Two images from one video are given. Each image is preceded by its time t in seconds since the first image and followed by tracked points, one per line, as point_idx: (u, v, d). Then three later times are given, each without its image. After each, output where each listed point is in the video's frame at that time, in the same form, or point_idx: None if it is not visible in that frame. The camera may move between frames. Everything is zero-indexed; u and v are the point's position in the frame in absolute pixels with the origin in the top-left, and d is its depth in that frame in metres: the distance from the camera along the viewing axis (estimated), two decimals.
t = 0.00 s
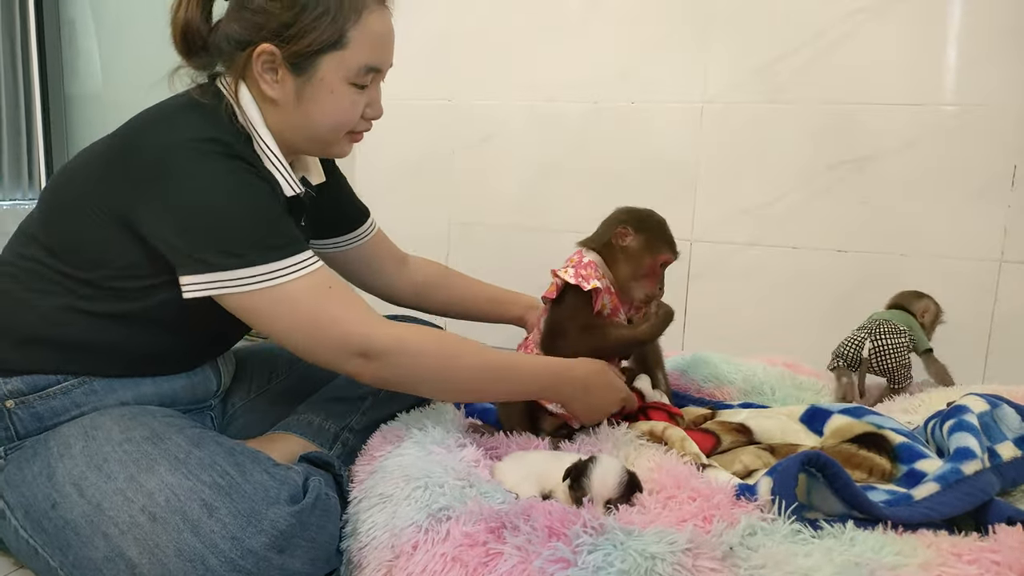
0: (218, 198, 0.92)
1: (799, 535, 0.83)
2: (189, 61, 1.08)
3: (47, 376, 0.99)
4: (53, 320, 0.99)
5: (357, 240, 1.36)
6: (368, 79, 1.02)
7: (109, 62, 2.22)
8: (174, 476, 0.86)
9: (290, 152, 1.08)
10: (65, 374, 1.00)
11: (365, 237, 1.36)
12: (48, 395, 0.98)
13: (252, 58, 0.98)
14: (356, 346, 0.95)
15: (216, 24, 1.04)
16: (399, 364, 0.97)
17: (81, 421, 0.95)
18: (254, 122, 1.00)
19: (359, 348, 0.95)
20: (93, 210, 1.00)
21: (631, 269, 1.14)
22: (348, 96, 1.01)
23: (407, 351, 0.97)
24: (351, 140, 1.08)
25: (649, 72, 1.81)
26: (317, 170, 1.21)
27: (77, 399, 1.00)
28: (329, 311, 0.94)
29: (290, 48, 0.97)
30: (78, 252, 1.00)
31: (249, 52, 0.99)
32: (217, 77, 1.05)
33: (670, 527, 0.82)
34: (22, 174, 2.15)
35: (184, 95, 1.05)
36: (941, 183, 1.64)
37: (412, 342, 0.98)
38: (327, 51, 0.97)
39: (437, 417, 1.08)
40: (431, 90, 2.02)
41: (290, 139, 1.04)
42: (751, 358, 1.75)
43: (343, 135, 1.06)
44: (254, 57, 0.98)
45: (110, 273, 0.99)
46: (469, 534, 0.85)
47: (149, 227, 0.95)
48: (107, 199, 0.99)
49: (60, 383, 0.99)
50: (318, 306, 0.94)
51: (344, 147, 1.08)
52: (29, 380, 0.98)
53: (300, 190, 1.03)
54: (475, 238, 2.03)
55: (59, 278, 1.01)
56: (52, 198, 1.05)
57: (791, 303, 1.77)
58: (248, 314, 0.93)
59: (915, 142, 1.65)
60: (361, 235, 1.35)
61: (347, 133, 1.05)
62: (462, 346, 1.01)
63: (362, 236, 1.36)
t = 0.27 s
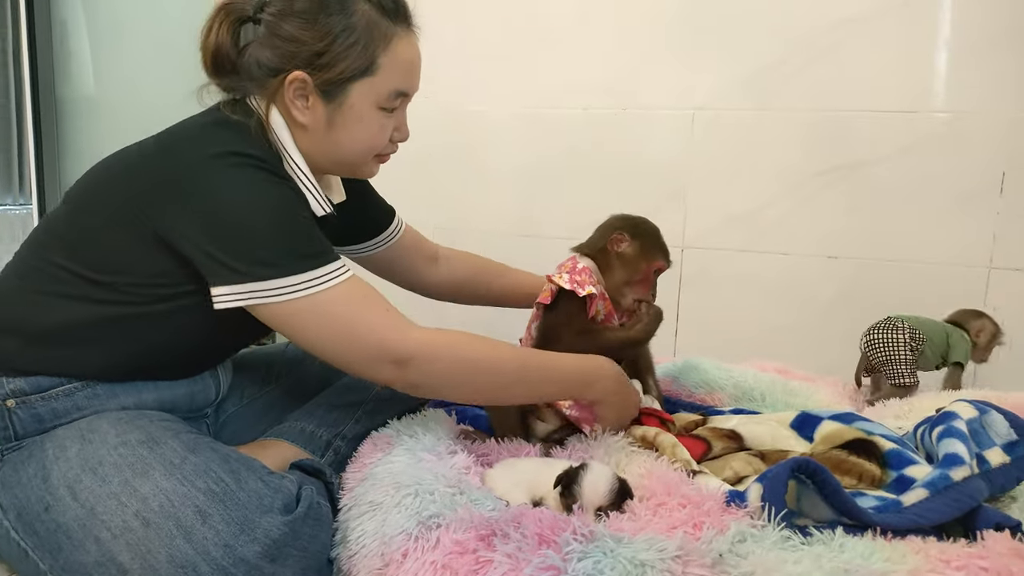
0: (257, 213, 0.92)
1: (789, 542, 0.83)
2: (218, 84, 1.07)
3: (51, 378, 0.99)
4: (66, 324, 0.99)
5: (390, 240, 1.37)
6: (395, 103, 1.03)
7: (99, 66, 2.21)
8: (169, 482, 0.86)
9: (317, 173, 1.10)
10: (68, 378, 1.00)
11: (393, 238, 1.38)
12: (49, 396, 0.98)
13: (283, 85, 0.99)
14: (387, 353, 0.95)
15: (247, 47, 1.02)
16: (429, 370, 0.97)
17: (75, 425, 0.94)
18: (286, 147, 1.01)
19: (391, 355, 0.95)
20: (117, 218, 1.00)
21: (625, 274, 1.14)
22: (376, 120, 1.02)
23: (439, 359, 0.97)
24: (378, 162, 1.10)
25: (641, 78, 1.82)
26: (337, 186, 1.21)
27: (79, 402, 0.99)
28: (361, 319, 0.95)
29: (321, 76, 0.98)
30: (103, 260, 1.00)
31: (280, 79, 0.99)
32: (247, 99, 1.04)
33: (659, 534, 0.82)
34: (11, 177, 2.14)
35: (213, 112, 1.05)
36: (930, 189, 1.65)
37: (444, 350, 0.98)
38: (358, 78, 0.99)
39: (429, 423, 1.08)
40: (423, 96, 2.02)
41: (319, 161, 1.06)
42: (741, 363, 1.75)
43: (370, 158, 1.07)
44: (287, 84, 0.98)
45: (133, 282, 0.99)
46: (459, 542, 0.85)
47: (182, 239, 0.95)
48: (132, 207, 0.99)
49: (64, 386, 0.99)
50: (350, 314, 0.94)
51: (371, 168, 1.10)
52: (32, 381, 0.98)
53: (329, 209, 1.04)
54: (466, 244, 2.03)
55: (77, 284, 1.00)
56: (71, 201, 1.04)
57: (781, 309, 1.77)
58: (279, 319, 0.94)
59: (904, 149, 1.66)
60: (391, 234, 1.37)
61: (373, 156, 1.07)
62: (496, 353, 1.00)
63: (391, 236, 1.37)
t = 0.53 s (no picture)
0: (259, 227, 0.91)
1: (773, 545, 0.83)
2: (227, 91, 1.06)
3: (40, 376, 0.98)
4: (59, 324, 0.98)
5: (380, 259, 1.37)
6: (402, 122, 1.03)
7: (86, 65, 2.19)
8: (154, 484, 0.85)
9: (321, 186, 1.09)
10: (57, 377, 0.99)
11: (390, 252, 1.38)
12: (36, 395, 0.97)
13: (293, 98, 0.99)
14: (382, 379, 0.95)
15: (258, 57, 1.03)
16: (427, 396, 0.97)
17: (59, 425, 0.93)
18: (293, 159, 1.00)
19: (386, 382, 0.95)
20: (116, 222, 0.99)
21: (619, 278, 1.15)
22: (383, 137, 1.02)
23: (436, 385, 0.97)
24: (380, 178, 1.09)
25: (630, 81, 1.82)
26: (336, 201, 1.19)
27: (67, 402, 0.98)
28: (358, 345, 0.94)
29: (330, 91, 0.98)
30: (103, 265, 0.99)
31: (290, 92, 0.99)
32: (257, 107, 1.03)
33: (645, 537, 0.82)
34: None
35: (220, 121, 1.04)
36: (916, 194, 1.66)
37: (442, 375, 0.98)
38: (367, 95, 0.99)
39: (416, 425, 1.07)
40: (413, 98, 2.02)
41: (323, 176, 1.05)
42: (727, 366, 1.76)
43: (373, 175, 1.06)
44: (296, 97, 0.98)
45: (131, 285, 0.99)
46: (444, 545, 0.84)
47: (183, 246, 0.95)
48: (131, 210, 0.98)
49: (51, 385, 0.98)
50: (346, 339, 0.94)
51: (373, 184, 1.09)
52: (21, 379, 0.97)
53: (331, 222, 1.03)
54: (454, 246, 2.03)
55: (74, 287, 0.99)
56: (70, 203, 1.04)
57: (768, 312, 1.78)
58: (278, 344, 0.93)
59: (890, 155, 1.67)
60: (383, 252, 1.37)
61: (377, 172, 1.06)
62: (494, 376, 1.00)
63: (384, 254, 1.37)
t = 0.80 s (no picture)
0: (228, 223, 0.90)
1: (748, 547, 0.83)
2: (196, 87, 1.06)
3: None
4: (22, 324, 0.96)
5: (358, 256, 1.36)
6: (372, 123, 1.02)
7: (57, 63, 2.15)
8: (120, 490, 0.83)
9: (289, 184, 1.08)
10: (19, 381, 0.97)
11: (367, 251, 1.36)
12: None
13: (260, 95, 0.98)
14: (357, 365, 0.93)
15: (229, 52, 1.03)
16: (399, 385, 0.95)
17: (23, 431, 0.92)
18: (260, 155, 0.99)
19: (361, 367, 0.93)
20: (84, 220, 0.98)
21: (602, 281, 1.15)
22: (352, 138, 1.01)
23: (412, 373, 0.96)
24: (350, 179, 1.08)
25: (608, 83, 1.82)
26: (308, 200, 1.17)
27: (30, 407, 0.96)
28: (333, 330, 0.93)
29: (298, 89, 0.97)
30: (70, 263, 0.98)
31: (258, 89, 0.98)
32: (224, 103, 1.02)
33: (620, 540, 0.82)
34: None
35: (189, 116, 1.03)
36: (890, 197, 1.68)
37: (417, 363, 0.97)
38: (335, 95, 0.98)
39: (391, 429, 1.06)
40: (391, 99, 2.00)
41: (291, 173, 1.04)
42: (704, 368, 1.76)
43: (343, 175, 1.05)
44: (262, 93, 0.97)
45: (98, 285, 0.97)
46: (418, 550, 0.84)
47: (151, 244, 0.93)
48: (99, 208, 0.97)
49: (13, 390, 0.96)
50: (319, 323, 0.93)
51: (342, 184, 1.08)
52: None
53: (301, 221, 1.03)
54: (432, 248, 2.02)
55: (39, 285, 0.98)
56: (37, 200, 1.02)
57: (745, 314, 1.79)
58: (251, 330, 0.92)
59: (865, 158, 1.68)
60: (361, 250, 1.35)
61: (346, 172, 1.05)
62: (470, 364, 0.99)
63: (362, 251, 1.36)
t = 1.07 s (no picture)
0: (188, 213, 0.89)
1: (719, 540, 0.83)
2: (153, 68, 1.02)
3: None
4: None
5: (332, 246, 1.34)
6: (336, 110, 1.00)
7: (21, 52, 2.10)
8: (78, 490, 0.82)
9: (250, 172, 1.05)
10: None
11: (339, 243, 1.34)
12: None
13: (218, 80, 0.95)
14: (310, 369, 0.92)
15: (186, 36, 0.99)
16: (354, 390, 0.93)
17: None
18: (220, 142, 0.97)
19: (315, 372, 0.92)
20: (40, 208, 0.96)
21: (576, 276, 1.14)
22: (315, 125, 0.99)
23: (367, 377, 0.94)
24: (314, 168, 1.06)
25: (584, 77, 1.82)
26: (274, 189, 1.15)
27: None
28: (286, 334, 0.91)
29: (258, 74, 0.95)
30: (29, 254, 0.96)
31: (217, 74, 0.96)
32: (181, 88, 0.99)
33: (591, 535, 0.82)
34: None
35: (145, 101, 1.00)
36: (862, 191, 1.69)
37: (374, 367, 0.95)
38: (297, 80, 0.96)
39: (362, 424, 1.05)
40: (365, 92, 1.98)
41: (251, 160, 1.02)
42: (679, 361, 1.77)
43: (305, 163, 1.03)
44: (222, 78, 0.95)
45: (57, 276, 0.96)
46: (387, 547, 0.82)
47: (108, 234, 0.92)
48: (56, 198, 0.95)
49: None
50: (272, 325, 0.91)
51: (305, 173, 1.06)
52: None
53: (262, 208, 1.01)
54: (406, 242, 2.00)
55: None
56: None
57: (719, 307, 1.80)
58: (204, 329, 0.90)
59: (837, 152, 1.69)
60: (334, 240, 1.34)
61: (309, 160, 1.03)
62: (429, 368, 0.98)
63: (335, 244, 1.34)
